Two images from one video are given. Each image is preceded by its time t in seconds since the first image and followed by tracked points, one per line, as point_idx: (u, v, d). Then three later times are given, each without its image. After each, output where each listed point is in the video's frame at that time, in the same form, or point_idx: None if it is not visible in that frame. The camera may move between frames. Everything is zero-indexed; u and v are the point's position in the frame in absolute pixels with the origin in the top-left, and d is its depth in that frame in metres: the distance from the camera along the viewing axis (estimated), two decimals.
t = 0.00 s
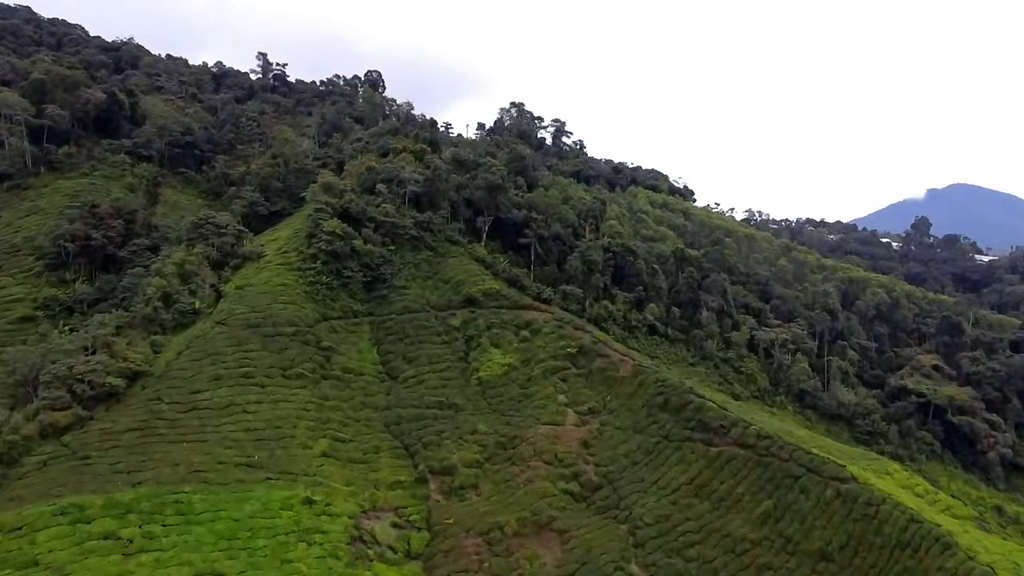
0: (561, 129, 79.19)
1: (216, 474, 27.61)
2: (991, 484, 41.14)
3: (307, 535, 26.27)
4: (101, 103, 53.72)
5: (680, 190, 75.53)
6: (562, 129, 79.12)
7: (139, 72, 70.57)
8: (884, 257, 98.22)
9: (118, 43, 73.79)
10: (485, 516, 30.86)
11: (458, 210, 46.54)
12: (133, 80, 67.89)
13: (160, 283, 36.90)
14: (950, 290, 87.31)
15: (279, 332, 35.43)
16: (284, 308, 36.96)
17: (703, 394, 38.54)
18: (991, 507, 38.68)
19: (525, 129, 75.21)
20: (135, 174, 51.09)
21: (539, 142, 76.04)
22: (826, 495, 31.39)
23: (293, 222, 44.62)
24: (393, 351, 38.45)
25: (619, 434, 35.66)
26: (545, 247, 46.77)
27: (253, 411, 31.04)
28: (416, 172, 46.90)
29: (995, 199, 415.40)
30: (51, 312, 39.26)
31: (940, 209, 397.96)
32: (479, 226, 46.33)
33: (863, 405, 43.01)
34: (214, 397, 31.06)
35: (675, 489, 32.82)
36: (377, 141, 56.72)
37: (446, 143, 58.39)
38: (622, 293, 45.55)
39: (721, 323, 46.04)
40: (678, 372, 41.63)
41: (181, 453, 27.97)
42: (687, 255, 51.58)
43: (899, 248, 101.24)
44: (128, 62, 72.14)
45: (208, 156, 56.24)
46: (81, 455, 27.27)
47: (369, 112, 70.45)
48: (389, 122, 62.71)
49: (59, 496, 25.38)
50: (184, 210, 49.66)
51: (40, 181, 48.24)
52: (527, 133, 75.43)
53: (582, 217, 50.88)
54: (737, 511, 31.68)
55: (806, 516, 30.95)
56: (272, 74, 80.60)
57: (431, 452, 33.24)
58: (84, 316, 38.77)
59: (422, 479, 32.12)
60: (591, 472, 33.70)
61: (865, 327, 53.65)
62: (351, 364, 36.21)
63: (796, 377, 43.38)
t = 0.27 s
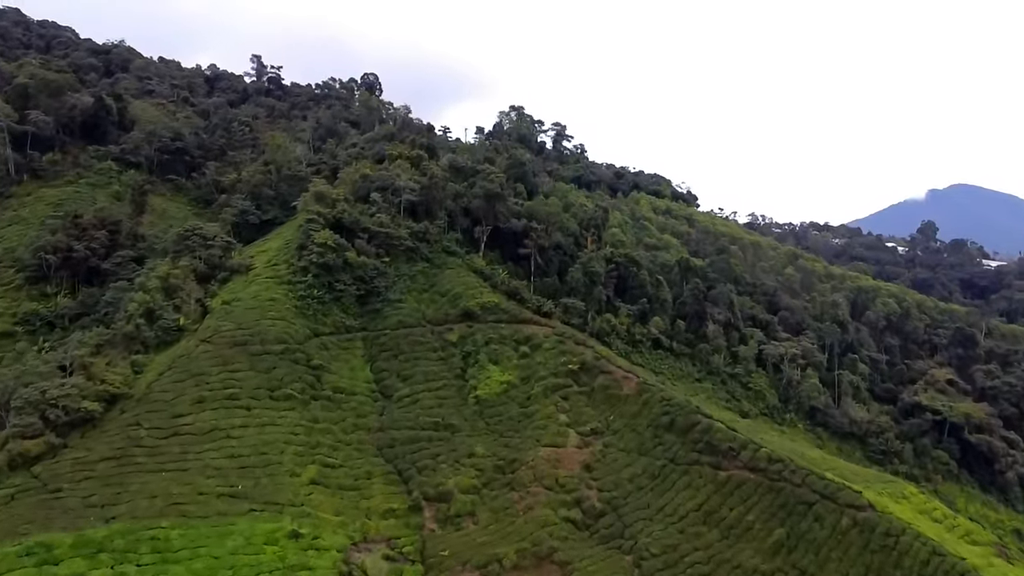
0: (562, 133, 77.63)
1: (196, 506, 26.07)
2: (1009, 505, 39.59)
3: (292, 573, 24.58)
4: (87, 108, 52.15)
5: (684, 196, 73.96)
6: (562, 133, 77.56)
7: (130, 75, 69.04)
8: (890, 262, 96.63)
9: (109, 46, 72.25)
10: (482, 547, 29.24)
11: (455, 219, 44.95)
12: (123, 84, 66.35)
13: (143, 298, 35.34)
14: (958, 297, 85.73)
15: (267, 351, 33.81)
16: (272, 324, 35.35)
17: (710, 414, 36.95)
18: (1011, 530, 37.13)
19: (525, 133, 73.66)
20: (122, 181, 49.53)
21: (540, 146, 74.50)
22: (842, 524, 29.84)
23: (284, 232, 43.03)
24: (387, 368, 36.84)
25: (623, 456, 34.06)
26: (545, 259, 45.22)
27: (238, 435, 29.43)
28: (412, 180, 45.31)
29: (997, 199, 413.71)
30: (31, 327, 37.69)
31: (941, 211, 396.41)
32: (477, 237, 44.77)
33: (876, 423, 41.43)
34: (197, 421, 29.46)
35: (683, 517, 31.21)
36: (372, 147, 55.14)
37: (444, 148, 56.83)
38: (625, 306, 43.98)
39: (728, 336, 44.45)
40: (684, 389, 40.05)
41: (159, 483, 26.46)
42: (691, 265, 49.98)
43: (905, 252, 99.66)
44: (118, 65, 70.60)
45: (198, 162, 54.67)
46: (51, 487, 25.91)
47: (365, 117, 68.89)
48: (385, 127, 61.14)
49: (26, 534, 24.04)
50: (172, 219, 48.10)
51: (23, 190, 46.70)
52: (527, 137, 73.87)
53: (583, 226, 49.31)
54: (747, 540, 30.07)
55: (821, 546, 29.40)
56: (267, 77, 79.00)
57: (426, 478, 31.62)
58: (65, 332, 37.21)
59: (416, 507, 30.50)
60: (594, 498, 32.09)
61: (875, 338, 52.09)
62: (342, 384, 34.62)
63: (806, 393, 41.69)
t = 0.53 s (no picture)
0: (562, 136, 76.07)
1: (173, 544, 24.54)
2: None
3: None
4: (72, 114, 50.57)
5: (687, 201, 72.38)
6: (562, 137, 75.98)
7: (120, 79, 67.45)
8: (895, 267, 95.13)
9: (98, 48, 70.67)
10: None
11: (452, 229, 43.37)
12: (112, 88, 64.76)
13: (124, 315, 33.75)
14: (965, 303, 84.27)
15: (252, 371, 32.19)
16: (260, 342, 33.73)
17: (718, 435, 35.35)
18: None
19: (524, 137, 72.06)
20: (108, 190, 47.96)
21: (539, 150, 72.97)
22: (859, 557, 28.35)
23: (274, 243, 41.42)
24: (380, 388, 35.23)
25: (628, 481, 32.46)
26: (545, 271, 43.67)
27: (220, 464, 27.82)
28: (407, 188, 43.71)
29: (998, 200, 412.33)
30: (8, 344, 36.02)
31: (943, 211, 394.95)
32: (474, 247, 43.20)
33: (889, 441, 39.86)
34: (177, 448, 27.88)
35: (691, 547, 29.59)
36: (366, 154, 53.55)
37: (441, 154, 55.27)
38: (629, 319, 42.39)
39: (735, 350, 42.84)
40: (690, 407, 38.49)
41: (134, 519, 25.02)
42: (696, 275, 48.39)
43: (911, 257, 98.16)
44: (108, 68, 69.01)
45: (188, 169, 53.13)
46: (18, 524, 24.58)
47: (361, 121, 67.30)
48: (381, 132, 59.55)
49: None
50: (159, 229, 46.55)
51: (5, 199, 45.13)
52: (526, 142, 72.35)
53: (584, 235, 47.73)
54: (760, 573, 28.46)
55: None
56: (261, 80, 77.42)
57: (420, 506, 30.00)
58: (44, 349, 35.57)
59: (410, 537, 28.87)
60: (597, 526, 30.50)
61: (886, 350, 50.51)
62: (332, 405, 33.02)
63: (817, 411, 40.11)
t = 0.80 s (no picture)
0: (563, 141, 74.54)
1: None
2: None
3: None
4: (56, 120, 49.02)
5: (690, 207, 70.79)
6: (563, 141, 74.46)
7: (109, 83, 65.91)
8: (901, 272, 93.61)
9: (88, 51, 69.08)
10: None
11: (448, 240, 41.81)
12: (101, 92, 63.18)
13: (102, 333, 32.15)
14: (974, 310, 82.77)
15: (237, 394, 30.59)
16: (246, 361, 32.13)
17: (727, 458, 33.76)
18: None
19: (523, 142, 70.49)
20: (93, 198, 46.40)
21: (539, 155, 71.48)
22: None
23: (263, 255, 39.84)
24: (372, 408, 33.62)
25: (632, 508, 30.87)
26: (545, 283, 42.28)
27: (200, 495, 26.25)
28: (402, 197, 42.15)
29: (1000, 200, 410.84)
30: None
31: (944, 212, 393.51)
32: (471, 259, 41.62)
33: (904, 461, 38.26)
34: (155, 480, 26.33)
35: None
36: (361, 160, 51.94)
37: (438, 161, 53.72)
38: (632, 333, 40.83)
39: (743, 366, 41.24)
40: (696, 426, 36.91)
41: (106, 559, 23.65)
42: (701, 286, 46.79)
43: (917, 262, 96.64)
44: (97, 71, 67.46)
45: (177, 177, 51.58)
46: None
47: (356, 125, 65.70)
48: (376, 137, 57.97)
49: None
50: (146, 240, 45.01)
51: None
52: (526, 146, 70.87)
53: (585, 245, 46.14)
54: None
55: None
56: (254, 83, 75.83)
57: (413, 537, 28.38)
58: (21, 368, 33.92)
59: (402, 571, 27.25)
60: (600, 558, 28.93)
61: (897, 363, 48.91)
62: (322, 428, 31.41)
63: (829, 429, 38.53)
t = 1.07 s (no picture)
0: (563, 144, 72.94)
1: None
2: None
3: None
4: (39, 126, 47.47)
5: (693, 212, 69.19)
6: (563, 145, 72.86)
7: (98, 86, 64.33)
8: (908, 277, 92.05)
9: (77, 54, 67.53)
10: None
11: (444, 251, 40.20)
12: (90, 95, 61.61)
13: (79, 353, 30.54)
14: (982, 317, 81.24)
15: (220, 418, 28.95)
16: (230, 383, 30.52)
17: (736, 482, 32.15)
18: None
19: (522, 147, 68.88)
20: (76, 207, 44.85)
21: (539, 159, 69.91)
22: None
23: (251, 267, 38.22)
24: (364, 431, 31.99)
25: (638, 538, 29.27)
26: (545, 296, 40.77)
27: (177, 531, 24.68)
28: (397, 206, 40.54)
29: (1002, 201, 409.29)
30: None
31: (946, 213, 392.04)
32: (468, 271, 40.04)
33: (920, 483, 36.68)
34: (129, 515, 24.81)
35: None
36: (355, 166, 50.36)
37: (434, 167, 52.11)
38: (636, 348, 39.21)
39: (751, 382, 39.62)
40: (702, 448, 35.34)
41: None
42: (707, 298, 45.19)
43: (923, 267, 95.08)
44: (86, 74, 65.88)
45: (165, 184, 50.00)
46: None
47: (351, 130, 64.16)
48: (371, 142, 56.35)
49: None
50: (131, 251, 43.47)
51: None
52: (525, 151, 69.29)
53: (587, 256, 44.56)
54: None
55: None
56: (248, 85, 74.22)
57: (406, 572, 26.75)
58: None
59: None
60: None
61: (910, 376, 47.32)
62: (310, 453, 29.77)
63: (841, 450, 36.92)
